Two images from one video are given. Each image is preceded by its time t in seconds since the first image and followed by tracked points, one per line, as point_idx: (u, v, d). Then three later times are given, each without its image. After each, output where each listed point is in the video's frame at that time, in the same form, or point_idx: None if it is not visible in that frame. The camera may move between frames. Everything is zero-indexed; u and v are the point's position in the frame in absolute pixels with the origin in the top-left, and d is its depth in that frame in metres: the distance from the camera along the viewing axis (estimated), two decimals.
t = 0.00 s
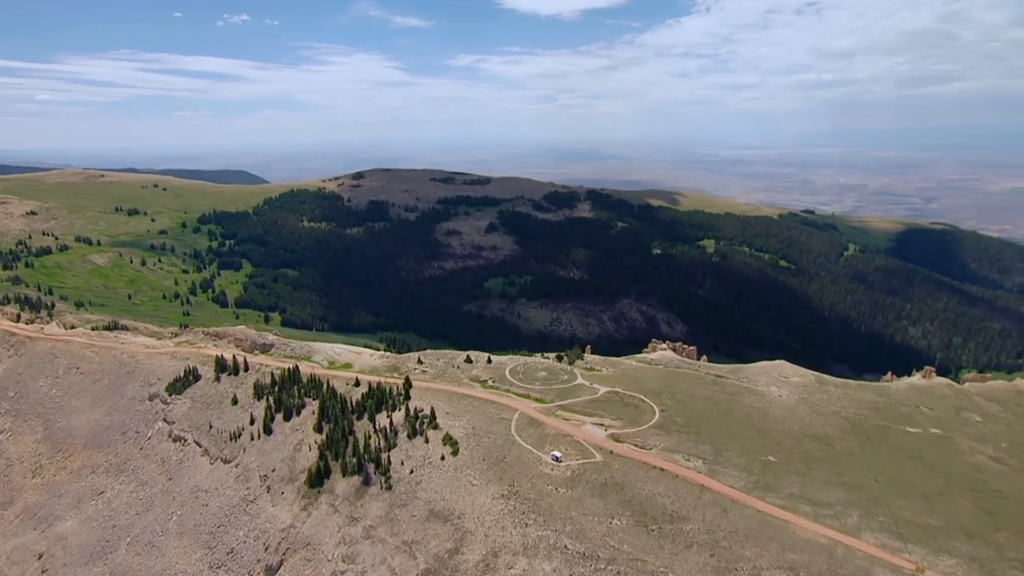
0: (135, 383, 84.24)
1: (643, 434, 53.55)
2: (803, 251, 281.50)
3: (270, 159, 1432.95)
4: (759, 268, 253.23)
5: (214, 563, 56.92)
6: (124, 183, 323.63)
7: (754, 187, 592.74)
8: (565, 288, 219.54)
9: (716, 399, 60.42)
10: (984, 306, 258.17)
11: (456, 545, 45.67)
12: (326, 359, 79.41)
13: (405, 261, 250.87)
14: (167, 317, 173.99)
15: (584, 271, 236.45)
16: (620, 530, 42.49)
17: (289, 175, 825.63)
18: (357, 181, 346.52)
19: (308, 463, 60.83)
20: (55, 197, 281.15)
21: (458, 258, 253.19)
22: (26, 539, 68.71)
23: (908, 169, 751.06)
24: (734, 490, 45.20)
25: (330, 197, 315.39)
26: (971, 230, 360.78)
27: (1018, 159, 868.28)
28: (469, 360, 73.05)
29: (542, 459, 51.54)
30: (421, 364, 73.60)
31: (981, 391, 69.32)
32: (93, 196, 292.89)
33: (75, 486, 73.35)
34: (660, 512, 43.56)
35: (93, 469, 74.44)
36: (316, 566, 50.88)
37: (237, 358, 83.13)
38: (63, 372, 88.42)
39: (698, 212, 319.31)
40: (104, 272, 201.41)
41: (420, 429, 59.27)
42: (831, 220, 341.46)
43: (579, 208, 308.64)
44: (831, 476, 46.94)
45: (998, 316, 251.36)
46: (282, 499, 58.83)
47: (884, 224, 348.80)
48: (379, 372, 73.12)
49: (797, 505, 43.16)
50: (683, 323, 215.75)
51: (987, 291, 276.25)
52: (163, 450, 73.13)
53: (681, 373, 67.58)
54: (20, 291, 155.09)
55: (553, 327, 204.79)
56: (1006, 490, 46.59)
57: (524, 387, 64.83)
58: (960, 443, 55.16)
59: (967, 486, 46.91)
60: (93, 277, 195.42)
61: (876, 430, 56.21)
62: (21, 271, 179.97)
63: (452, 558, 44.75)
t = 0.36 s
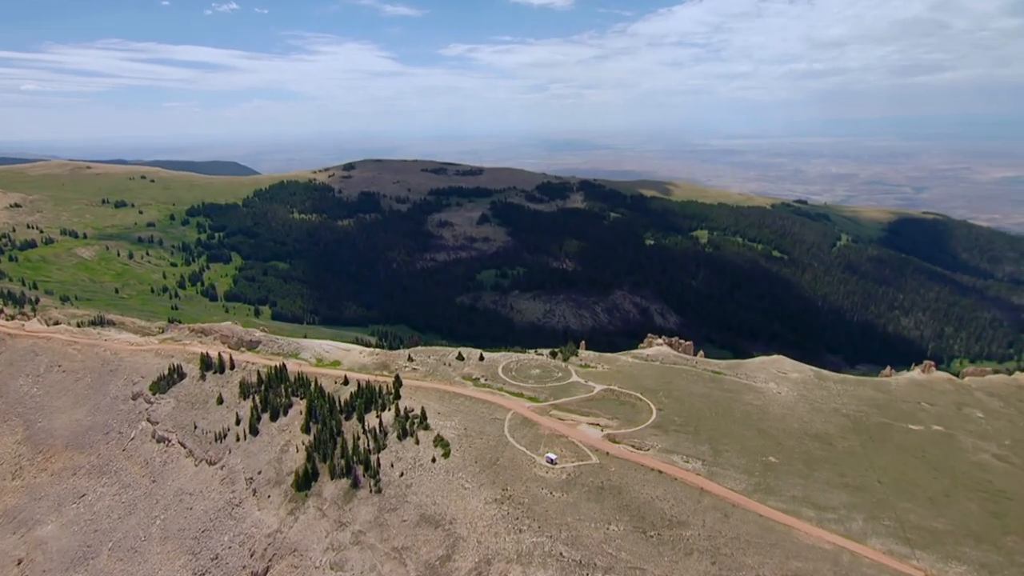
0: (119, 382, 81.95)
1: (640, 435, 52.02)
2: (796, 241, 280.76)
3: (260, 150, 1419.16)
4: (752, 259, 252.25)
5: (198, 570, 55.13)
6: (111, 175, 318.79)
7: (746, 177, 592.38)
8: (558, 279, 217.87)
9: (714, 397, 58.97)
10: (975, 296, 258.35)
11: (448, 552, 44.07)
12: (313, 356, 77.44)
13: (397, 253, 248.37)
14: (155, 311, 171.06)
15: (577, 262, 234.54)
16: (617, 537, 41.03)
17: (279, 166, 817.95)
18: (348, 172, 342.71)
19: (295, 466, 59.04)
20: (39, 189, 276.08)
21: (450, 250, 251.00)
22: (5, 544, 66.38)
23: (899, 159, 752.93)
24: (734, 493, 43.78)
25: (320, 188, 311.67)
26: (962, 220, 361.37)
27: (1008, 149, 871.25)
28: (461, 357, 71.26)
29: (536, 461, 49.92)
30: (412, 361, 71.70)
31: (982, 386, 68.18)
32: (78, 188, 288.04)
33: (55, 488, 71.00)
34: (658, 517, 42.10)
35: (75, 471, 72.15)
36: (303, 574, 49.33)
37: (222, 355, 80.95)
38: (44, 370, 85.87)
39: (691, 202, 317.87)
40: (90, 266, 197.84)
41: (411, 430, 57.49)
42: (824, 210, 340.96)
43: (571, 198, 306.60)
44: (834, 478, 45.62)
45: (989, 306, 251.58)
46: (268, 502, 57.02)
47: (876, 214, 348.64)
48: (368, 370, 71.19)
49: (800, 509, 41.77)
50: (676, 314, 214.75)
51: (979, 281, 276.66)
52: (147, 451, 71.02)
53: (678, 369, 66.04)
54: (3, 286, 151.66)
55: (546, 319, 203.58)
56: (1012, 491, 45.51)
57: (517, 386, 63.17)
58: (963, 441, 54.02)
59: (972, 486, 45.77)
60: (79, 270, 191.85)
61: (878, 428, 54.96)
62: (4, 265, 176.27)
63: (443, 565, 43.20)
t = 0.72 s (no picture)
0: (101, 379, 79.37)
1: (637, 435, 50.46)
2: (789, 230, 279.96)
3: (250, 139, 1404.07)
4: (746, 248, 251.14)
5: None
6: (97, 165, 313.36)
7: (739, 166, 591.64)
8: (551, 270, 216.05)
9: (713, 393, 57.54)
10: (967, 284, 258.67)
11: (440, 558, 42.47)
12: (301, 353, 75.47)
13: (389, 244, 245.72)
14: (143, 304, 168.07)
15: (571, 252, 232.67)
16: (615, 543, 39.56)
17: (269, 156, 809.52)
18: (338, 162, 338.49)
19: (282, 467, 57.20)
20: (24, 180, 270.67)
21: (442, 240, 248.56)
22: None
23: (890, 147, 754.46)
24: (736, 496, 42.43)
25: (311, 178, 307.73)
26: (953, 208, 361.98)
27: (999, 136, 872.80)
28: (453, 353, 69.42)
29: (531, 462, 48.29)
30: (402, 357, 69.82)
31: (982, 380, 67.01)
32: (63, 179, 282.63)
33: (36, 491, 68.09)
34: (658, 521, 40.70)
35: (56, 473, 69.39)
36: None
37: (208, 352, 78.74)
38: (22, 366, 82.81)
39: (684, 191, 316.29)
40: (76, 259, 194.15)
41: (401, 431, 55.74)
42: (816, 199, 340.37)
43: (564, 188, 304.17)
44: (839, 479, 44.31)
45: (981, 294, 251.91)
46: (254, 506, 55.17)
47: (868, 202, 348.36)
48: (358, 367, 69.25)
49: (804, 512, 40.47)
50: (670, 305, 213.69)
51: (970, 269, 277.16)
52: (130, 451, 68.71)
53: (676, 365, 64.48)
54: None
55: (539, 310, 202.30)
56: (1019, 491, 44.38)
57: (511, 383, 61.47)
58: (967, 438, 52.84)
59: (979, 487, 44.62)
60: (65, 263, 188.16)
61: (881, 425, 53.66)
62: None
63: (435, 573, 41.63)
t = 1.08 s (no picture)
0: (83, 377, 76.87)
1: (634, 434, 48.91)
2: (782, 219, 278.93)
3: (240, 128, 1390.14)
4: (739, 236, 249.99)
5: None
6: (83, 155, 308.01)
7: (731, 154, 590.40)
8: (544, 259, 214.10)
9: (712, 390, 56.10)
10: (959, 272, 258.84)
11: (431, 566, 40.88)
12: (289, 350, 73.47)
13: (380, 234, 242.98)
14: (131, 297, 165.09)
15: (564, 242, 230.67)
16: (613, 550, 38.09)
17: (260, 145, 799.66)
18: (328, 151, 334.23)
19: (268, 469, 55.39)
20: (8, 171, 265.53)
21: (434, 230, 246.00)
22: None
23: (881, 134, 754.75)
24: (737, 499, 41.03)
25: (301, 167, 303.77)
26: (945, 196, 362.04)
27: (990, 123, 875.05)
28: (444, 349, 67.61)
29: (525, 464, 46.68)
30: (392, 354, 67.93)
31: (983, 373, 65.80)
32: (48, 169, 277.71)
33: (15, 493, 65.50)
34: (657, 527, 39.27)
35: (35, 474, 66.83)
36: None
37: (193, 349, 76.50)
38: (2, 364, 80.26)
39: (677, 179, 314.48)
40: (61, 251, 190.55)
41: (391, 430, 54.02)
42: (810, 187, 339.41)
43: (557, 177, 301.74)
44: (842, 480, 43.02)
45: (972, 282, 252.20)
46: (240, 510, 53.41)
47: (861, 190, 347.87)
48: (347, 364, 67.37)
49: (807, 516, 39.15)
50: (664, 295, 212.47)
51: (962, 257, 277.30)
52: (112, 452, 66.48)
53: (673, 361, 62.93)
54: None
55: (532, 301, 200.92)
56: None
57: (504, 380, 59.83)
58: (971, 434, 51.65)
59: (986, 486, 43.37)
60: (50, 255, 184.60)
61: (883, 422, 52.38)
62: None
63: None
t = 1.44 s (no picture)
0: (63, 375, 74.53)
1: (632, 434, 47.36)
2: (776, 207, 277.70)
3: (230, 117, 1375.42)
4: (733, 225, 248.78)
5: None
6: (69, 146, 302.75)
7: (723, 142, 588.67)
8: (537, 249, 212.14)
9: (710, 386, 54.66)
10: (951, 260, 258.85)
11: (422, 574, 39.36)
12: (276, 346, 71.48)
13: (371, 224, 240.26)
14: (118, 290, 162.27)
15: (557, 231, 228.57)
16: (611, 559, 36.66)
17: (250, 134, 790.04)
18: (318, 140, 329.83)
19: (254, 472, 53.59)
20: None
21: (426, 220, 243.49)
22: None
23: (873, 121, 755.02)
24: (740, 503, 39.61)
25: (291, 157, 299.80)
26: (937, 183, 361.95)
27: (981, 110, 876.48)
28: (436, 345, 65.80)
29: (519, 467, 45.07)
30: (382, 351, 66.09)
31: (986, 366, 64.61)
32: (32, 159, 272.59)
33: None
34: (657, 533, 37.79)
35: (14, 476, 64.53)
36: None
37: (177, 345, 74.32)
38: None
39: (670, 167, 312.63)
40: (46, 243, 187.06)
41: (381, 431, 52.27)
42: (802, 175, 338.50)
43: (549, 165, 299.23)
44: (847, 481, 41.69)
45: (964, 270, 252.32)
46: (225, 515, 51.61)
47: (854, 177, 347.23)
48: (335, 361, 65.47)
49: (813, 521, 37.81)
50: (658, 284, 211.16)
51: (954, 245, 277.40)
52: (93, 454, 64.31)
53: (671, 356, 61.39)
54: None
55: (525, 291, 199.41)
56: None
57: (497, 377, 58.20)
58: (976, 430, 50.41)
59: (993, 486, 42.13)
60: (34, 248, 181.14)
61: (886, 418, 51.05)
62: None
63: None
